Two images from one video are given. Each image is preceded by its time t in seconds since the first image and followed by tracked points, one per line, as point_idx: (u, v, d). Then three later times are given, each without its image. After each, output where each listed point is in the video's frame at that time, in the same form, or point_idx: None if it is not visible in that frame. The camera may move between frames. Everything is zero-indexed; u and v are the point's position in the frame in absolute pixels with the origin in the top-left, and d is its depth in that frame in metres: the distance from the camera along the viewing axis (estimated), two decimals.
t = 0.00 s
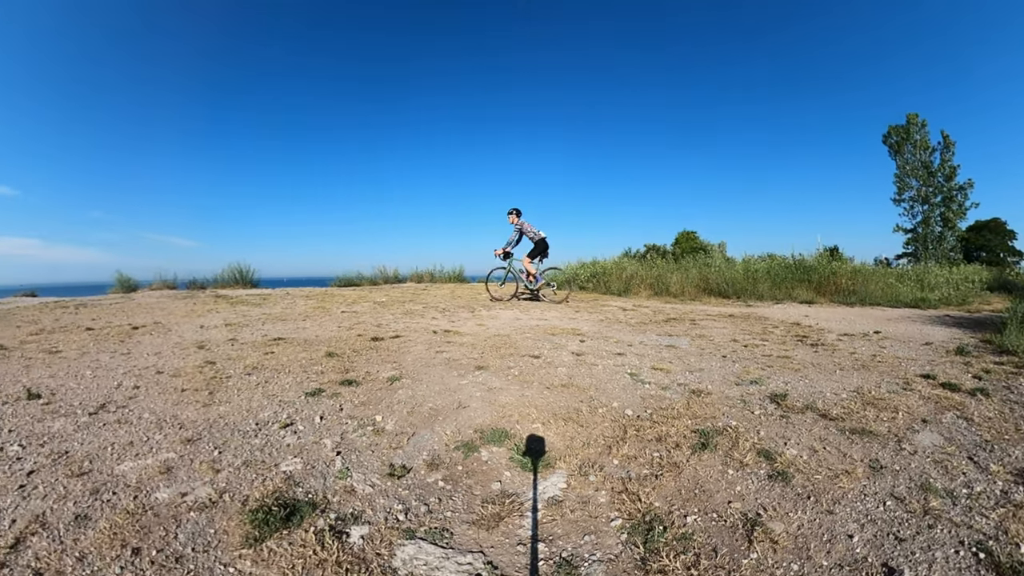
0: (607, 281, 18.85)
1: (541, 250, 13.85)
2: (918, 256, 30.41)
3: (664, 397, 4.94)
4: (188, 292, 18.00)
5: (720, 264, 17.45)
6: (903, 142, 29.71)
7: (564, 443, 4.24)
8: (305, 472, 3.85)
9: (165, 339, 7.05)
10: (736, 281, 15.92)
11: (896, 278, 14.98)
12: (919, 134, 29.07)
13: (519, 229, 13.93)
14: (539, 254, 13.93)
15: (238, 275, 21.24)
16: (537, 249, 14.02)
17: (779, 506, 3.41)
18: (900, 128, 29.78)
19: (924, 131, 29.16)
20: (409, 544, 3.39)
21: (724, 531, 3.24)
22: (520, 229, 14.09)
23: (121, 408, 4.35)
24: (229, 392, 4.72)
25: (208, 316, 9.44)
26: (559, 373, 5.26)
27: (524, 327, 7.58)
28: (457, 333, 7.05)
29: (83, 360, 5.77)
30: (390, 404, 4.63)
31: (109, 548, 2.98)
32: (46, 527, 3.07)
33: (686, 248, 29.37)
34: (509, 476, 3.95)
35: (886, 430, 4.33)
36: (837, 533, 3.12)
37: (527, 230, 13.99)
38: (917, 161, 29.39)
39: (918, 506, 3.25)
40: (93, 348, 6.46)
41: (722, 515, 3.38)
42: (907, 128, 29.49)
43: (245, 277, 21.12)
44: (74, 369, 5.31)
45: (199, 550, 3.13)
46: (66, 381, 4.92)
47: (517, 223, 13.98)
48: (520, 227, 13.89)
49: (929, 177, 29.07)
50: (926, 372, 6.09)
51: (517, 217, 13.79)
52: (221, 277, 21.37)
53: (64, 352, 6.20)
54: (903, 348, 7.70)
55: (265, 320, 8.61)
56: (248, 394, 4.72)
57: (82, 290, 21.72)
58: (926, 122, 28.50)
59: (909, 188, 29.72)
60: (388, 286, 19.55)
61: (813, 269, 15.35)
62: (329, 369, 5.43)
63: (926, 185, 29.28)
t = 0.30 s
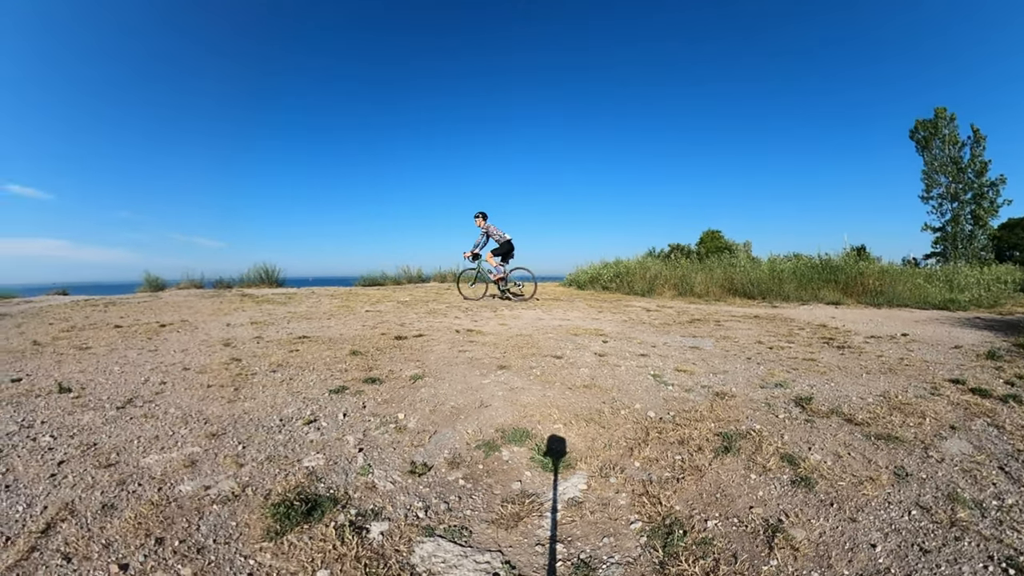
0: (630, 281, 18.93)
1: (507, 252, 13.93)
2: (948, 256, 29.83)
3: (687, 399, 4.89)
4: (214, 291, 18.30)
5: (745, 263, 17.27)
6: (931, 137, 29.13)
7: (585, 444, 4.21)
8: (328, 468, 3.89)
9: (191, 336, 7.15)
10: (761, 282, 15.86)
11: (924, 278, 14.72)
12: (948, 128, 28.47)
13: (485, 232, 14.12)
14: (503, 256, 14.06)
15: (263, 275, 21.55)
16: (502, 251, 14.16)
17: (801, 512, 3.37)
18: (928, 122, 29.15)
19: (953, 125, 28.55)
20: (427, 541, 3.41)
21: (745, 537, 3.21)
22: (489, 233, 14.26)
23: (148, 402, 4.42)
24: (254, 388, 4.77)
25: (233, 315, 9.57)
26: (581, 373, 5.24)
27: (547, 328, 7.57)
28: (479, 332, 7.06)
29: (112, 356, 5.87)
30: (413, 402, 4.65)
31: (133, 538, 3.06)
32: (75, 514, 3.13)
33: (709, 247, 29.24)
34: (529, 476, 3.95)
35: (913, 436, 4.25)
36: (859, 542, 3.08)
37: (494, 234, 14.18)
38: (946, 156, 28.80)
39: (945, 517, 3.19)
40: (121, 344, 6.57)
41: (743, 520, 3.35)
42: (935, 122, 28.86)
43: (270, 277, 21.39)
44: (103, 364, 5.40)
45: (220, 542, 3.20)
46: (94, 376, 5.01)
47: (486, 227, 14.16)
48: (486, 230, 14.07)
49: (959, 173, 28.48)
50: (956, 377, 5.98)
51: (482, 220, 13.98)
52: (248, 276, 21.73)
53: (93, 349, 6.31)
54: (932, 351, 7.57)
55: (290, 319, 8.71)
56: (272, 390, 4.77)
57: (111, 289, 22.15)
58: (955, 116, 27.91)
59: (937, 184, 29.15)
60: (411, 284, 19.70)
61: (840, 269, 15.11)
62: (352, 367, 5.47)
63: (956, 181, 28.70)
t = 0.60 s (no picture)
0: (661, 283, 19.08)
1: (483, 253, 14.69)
2: (988, 255, 29.06)
3: (717, 403, 4.84)
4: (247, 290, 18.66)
5: (777, 263, 17.05)
6: (968, 130, 28.36)
7: (613, 446, 4.17)
8: (355, 463, 3.94)
9: (225, 334, 7.27)
10: (795, 282, 15.67)
11: (962, 279, 14.37)
12: (986, 119, 27.71)
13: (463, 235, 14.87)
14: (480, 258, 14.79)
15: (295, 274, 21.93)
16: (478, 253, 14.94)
17: (829, 522, 3.32)
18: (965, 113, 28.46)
19: (992, 116, 27.79)
20: (451, 539, 3.44)
21: (771, 545, 3.17)
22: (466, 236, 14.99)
23: (181, 397, 4.50)
24: (285, 384, 4.83)
25: (266, 313, 9.72)
26: (610, 375, 5.22)
27: (575, 328, 7.56)
28: (508, 332, 7.07)
29: (148, 352, 6.00)
30: (441, 401, 4.68)
31: (163, 526, 3.14)
32: (109, 501, 3.21)
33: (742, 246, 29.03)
34: (555, 477, 3.94)
35: (949, 445, 4.16)
36: (888, 555, 3.02)
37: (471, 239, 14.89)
38: (984, 149, 28.06)
39: (980, 533, 3.11)
40: (157, 341, 6.71)
41: (770, 528, 3.31)
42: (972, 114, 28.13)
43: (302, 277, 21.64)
44: (139, 359, 5.53)
45: (246, 533, 3.28)
46: (130, 370, 5.12)
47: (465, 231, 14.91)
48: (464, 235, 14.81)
49: (998, 167, 27.69)
50: (995, 384, 5.83)
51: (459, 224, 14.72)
52: (281, 275, 22.18)
53: (129, 345, 6.45)
54: (970, 356, 7.38)
55: (321, 318, 8.82)
56: (303, 386, 4.83)
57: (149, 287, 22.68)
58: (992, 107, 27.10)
59: (976, 179, 28.42)
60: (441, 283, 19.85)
61: (874, 269, 14.77)
62: (382, 365, 5.51)
63: (995, 176, 27.88)
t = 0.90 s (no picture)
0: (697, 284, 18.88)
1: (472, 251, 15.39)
2: None
3: (755, 408, 4.73)
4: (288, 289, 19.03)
5: (819, 263, 16.69)
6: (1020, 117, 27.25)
7: (647, 450, 4.08)
8: (389, 459, 3.98)
9: (265, 330, 7.40)
10: (836, 284, 15.27)
11: (1012, 280, 13.90)
12: None
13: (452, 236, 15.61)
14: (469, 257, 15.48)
15: (334, 273, 22.32)
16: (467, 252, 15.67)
17: (865, 535, 3.20)
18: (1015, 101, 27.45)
19: None
20: (480, 537, 3.46)
21: (803, 558, 3.07)
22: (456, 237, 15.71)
23: (222, 390, 4.59)
24: (323, 380, 4.90)
25: (305, 311, 9.88)
26: (646, 378, 5.17)
27: (612, 329, 7.52)
28: (543, 332, 7.07)
29: (191, 347, 6.14)
30: (476, 399, 4.69)
31: (199, 512, 3.25)
32: (149, 487, 3.31)
33: (781, 248, 28.45)
34: (587, 480, 3.91)
35: (995, 460, 4.01)
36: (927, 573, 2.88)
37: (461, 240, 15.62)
38: None
39: None
40: (199, 336, 6.85)
41: (804, 539, 3.20)
42: None
43: (340, 276, 21.93)
44: (182, 354, 5.66)
45: (280, 523, 3.38)
46: (172, 364, 5.25)
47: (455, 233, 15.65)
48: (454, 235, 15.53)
49: None
50: None
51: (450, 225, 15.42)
52: (322, 276, 22.61)
53: (172, 340, 6.60)
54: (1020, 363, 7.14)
55: (358, 315, 8.95)
56: (341, 383, 4.89)
57: (193, 288, 23.23)
58: None
59: None
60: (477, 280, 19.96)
61: (919, 270, 14.40)
62: (419, 363, 5.55)
63: None
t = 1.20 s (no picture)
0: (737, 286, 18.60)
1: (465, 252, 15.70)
2: None
3: (796, 415, 4.44)
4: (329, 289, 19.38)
5: (864, 264, 16.27)
6: None
7: (683, 455, 3.93)
8: (425, 455, 4.01)
9: (307, 327, 7.52)
10: (881, 285, 14.91)
11: None
12: None
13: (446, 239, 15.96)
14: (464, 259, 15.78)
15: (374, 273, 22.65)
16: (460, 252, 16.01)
17: (905, 553, 2.92)
18: None
19: None
20: (512, 536, 3.47)
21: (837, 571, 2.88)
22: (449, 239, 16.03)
23: (263, 384, 4.67)
24: (362, 376, 4.94)
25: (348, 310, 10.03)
26: (685, 382, 5.04)
27: (650, 331, 7.45)
28: (581, 333, 7.03)
29: (235, 344, 6.27)
30: (512, 399, 4.68)
31: (236, 501, 3.34)
32: (189, 475, 3.39)
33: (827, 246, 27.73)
34: (622, 483, 3.85)
35: None
36: None
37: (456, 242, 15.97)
38: None
39: None
40: (242, 333, 7.00)
41: (840, 553, 3.00)
42: None
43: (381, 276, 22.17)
44: (225, 349, 5.78)
45: (315, 514, 3.45)
46: (215, 359, 5.37)
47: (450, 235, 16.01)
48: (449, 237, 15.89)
49: None
50: None
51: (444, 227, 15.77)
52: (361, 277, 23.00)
53: (217, 336, 6.76)
54: None
55: (396, 313, 9.06)
56: (380, 379, 4.94)
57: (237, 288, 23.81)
58: None
59: None
60: (514, 279, 20.01)
61: (968, 271, 13.94)
62: (456, 362, 5.55)
63: None
